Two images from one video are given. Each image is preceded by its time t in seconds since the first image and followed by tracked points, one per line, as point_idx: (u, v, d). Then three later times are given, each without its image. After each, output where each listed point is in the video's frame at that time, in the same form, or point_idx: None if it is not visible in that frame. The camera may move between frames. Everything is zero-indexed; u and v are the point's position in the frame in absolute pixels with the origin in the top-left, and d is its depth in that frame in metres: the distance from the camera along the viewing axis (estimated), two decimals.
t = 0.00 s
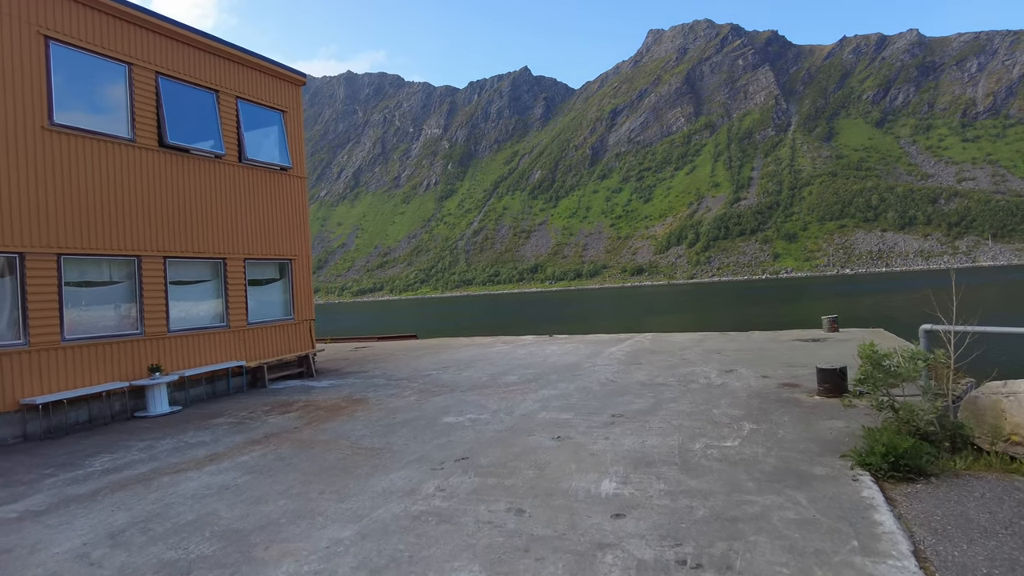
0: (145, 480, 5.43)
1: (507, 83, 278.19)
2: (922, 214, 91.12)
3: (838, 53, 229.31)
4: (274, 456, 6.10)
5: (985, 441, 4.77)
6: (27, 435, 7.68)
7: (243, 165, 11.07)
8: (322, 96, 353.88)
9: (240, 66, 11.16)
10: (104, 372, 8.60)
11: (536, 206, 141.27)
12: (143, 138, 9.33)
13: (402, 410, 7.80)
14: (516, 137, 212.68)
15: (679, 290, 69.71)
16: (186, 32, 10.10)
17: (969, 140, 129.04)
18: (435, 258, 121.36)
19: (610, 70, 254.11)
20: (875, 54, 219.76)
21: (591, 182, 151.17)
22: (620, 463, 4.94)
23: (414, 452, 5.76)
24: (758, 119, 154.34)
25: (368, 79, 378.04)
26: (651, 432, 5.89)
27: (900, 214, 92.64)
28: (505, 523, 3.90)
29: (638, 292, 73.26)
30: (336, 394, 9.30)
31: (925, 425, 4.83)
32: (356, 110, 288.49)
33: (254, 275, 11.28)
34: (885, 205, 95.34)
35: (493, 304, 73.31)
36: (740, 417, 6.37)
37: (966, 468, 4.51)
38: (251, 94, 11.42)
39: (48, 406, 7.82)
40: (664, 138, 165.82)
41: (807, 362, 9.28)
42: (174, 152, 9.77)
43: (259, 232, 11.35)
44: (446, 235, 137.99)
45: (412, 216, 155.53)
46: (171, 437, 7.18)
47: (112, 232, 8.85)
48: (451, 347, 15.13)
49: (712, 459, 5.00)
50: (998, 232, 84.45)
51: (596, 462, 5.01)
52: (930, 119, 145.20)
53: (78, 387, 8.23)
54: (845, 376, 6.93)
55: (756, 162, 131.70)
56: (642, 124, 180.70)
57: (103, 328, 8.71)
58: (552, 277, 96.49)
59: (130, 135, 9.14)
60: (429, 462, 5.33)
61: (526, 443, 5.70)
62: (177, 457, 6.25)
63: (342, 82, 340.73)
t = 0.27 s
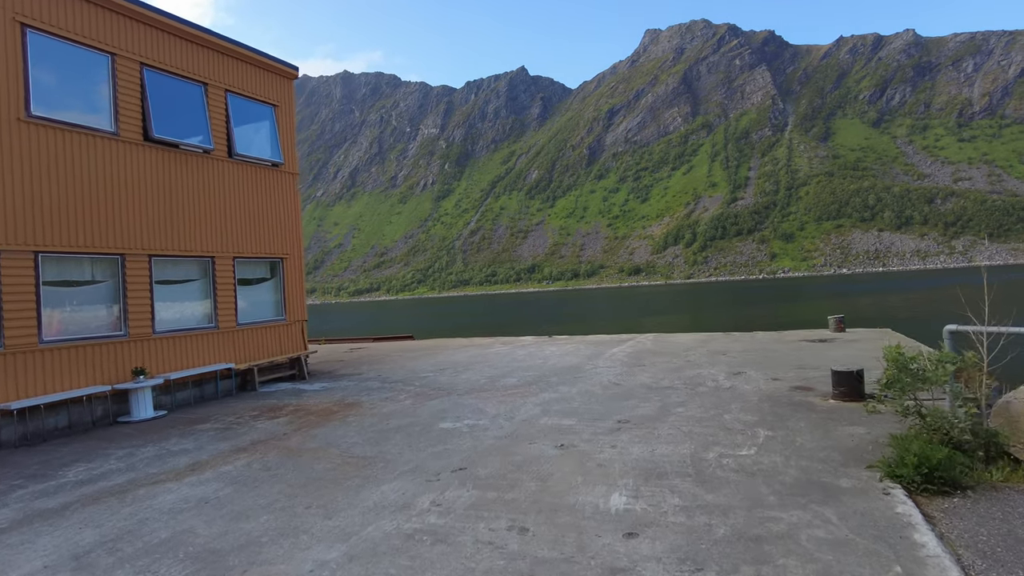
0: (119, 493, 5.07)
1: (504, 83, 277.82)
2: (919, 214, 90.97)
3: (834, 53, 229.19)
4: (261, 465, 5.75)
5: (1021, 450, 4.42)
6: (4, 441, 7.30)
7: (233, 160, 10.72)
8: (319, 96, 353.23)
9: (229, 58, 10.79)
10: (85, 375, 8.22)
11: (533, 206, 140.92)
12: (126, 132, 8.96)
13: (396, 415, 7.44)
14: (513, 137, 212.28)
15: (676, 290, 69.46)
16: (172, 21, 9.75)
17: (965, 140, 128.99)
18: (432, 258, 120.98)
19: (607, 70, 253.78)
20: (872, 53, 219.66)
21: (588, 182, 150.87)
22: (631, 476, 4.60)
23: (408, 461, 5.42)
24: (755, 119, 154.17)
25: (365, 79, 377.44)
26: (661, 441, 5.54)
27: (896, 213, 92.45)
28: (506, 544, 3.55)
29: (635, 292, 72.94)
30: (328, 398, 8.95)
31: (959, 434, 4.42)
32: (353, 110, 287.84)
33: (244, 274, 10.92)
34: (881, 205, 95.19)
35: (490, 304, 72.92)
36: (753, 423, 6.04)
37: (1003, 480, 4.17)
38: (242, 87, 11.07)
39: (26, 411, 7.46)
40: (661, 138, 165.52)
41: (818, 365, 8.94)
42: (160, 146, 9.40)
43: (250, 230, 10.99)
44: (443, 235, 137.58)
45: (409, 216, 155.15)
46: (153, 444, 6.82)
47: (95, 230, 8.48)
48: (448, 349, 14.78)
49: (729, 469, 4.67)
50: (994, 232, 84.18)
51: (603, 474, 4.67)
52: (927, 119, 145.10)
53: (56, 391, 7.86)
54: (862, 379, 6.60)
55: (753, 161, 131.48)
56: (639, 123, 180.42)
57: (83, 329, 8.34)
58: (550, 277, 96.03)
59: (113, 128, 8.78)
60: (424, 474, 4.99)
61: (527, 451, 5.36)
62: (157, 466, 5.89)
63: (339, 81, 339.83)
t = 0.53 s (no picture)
0: (84, 517, 4.62)
1: (500, 83, 277.57)
2: (915, 213, 90.66)
3: (830, 53, 229.27)
4: (243, 482, 5.32)
5: None
6: None
7: (221, 157, 10.30)
8: (315, 97, 352.09)
9: (216, 49, 10.39)
10: (62, 383, 7.78)
11: (530, 207, 140.41)
12: (107, 127, 8.53)
13: (388, 424, 7.05)
14: (509, 137, 211.76)
15: (673, 290, 69.07)
16: (155, 12, 9.31)
17: (961, 140, 128.85)
18: (429, 258, 120.24)
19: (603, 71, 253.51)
20: (868, 52, 219.54)
21: (585, 182, 150.53)
22: (648, 501, 4.17)
23: (401, 479, 5.00)
24: (752, 118, 153.97)
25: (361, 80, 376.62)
26: (675, 453, 5.15)
27: (893, 212, 92.21)
28: None
29: (632, 292, 72.53)
30: (319, 405, 8.54)
31: (1008, 450, 3.97)
32: (349, 110, 287.04)
33: (233, 276, 10.52)
34: (878, 204, 95.03)
35: (487, 304, 72.29)
36: (772, 434, 5.62)
37: None
38: (230, 80, 10.67)
39: None
40: (658, 138, 165.23)
41: (831, 369, 8.55)
42: (143, 141, 8.97)
43: (239, 229, 10.57)
44: (440, 235, 137.04)
45: (406, 216, 154.47)
46: (130, 457, 6.37)
47: (73, 230, 8.07)
48: (444, 352, 14.38)
49: (752, 489, 4.26)
50: (990, 231, 83.80)
51: (615, 495, 4.27)
52: (923, 118, 145.17)
53: (30, 401, 7.40)
54: (884, 385, 6.19)
55: (750, 161, 131.16)
56: (635, 123, 180.10)
57: (59, 336, 7.88)
58: (547, 277, 95.52)
59: (93, 123, 8.35)
60: (418, 493, 4.58)
61: (531, 468, 4.96)
62: (130, 483, 5.44)
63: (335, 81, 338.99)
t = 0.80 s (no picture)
0: (51, 538, 4.24)
1: (499, 82, 276.96)
2: (914, 212, 90.28)
3: (829, 51, 228.81)
4: (229, 497, 4.94)
5: None
6: None
7: (212, 152, 9.90)
8: (314, 95, 351.14)
9: (206, 40, 9.99)
10: (43, 389, 7.39)
11: (528, 206, 139.86)
12: (92, 120, 8.14)
13: (385, 433, 6.66)
14: (508, 136, 211.21)
15: (672, 289, 68.51)
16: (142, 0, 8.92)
17: (959, 139, 128.43)
18: (428, 257, 119.66)
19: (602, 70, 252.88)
20: (867, 51, 218.98)
21: (584, 181, 149.95)
22: (670, 522, 3.81)
23: (399, 496, 4.63)
24: (751, 117, 153.47)
25: (360, 79, 375.79)
26: (694, 467, 4.78)
27: (891, 211, 91.79)
28: None
29: (631, 291, 71.98)
30: (314, 411, 8.15)
31: None
32: (348, 109, 286.34)
33: (225, 276, 10.12)
34: (876, 203, 94.72)
35: (486, 303, 71.75)
36: (796, 445, 5.24)
37: None
38: (221, 73, 10.28)
39: None
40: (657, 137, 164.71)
41: (850, 373, 8.14)
42: (129, 136, 8.58)
43: (231, 227, 10.17)
44: (439, 234, 136.49)
45: (404, 215, 153.91)
46: (112, 468, 5.99)
47: (55, 230, 7.69)
48: (444, 353, 13.99)
49: (783, 509, 3.89)
50: (989, 230, 83.42)
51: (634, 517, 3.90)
52: (922, 117, 144.77)
53: (8, 408, 7.01)
54: (914, 392, 5.80)
55: (749, 160, 130.71)
56: (634, 122, 179.65)
57: (39, 339, 7.48)
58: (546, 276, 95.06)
59: (75, 115, 7.95)
60: (416, 513, 4.22)
61: (539, 484, 4.60)
62: (108, 498, 5.05)
63: (334, 80, 337.95)
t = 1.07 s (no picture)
0: (16, 570, 3.85)
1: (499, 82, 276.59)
2: (913, 213, 90.00)
3: (828, 52, 228.57)
4: (215, 519, 4.54)
5: None
6: None
7: (205, 149, 9.52)
8: (314, 95, 350.59)
9: (199, 31, 9.60)
10: (23, 398, 7.01)
11: (528, 206, 139.46)
12: (77, 113, 7.77)
13: (383, 444, 6.30)
14: (508, 136, 210.86)
15: (672, 289, 68.10)
16: None
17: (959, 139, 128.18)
18: (428, 257, 119.12)
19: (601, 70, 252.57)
20: (866, 51, 218.72)
21: (583, 181, 149.53)
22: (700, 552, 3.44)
23: (399, 519, 4.26)
24: (751, 118, 153.13)
25: (359, 79, 375.15)
26: (720, 488, 4.40)
27: (891, 212, 91.52)
28: None
29: (630, 291, 71.55)
30: (309, 420, 7.77)
31: None
32: (347, 109, 285.76)
33: (218, 277, 9.74)
34: (876, 204, 94.50)
35: (485, 303, 71.33)
36: (825, 462, 4.84)
37: None
38: (214, 65, 9.88)
39: None
40: (656, 137, 164.39)
41: (870, 380, 7.76)
42: (118, 130, 8.21)
43: (223, 227, 9.78)
44: (439, 234, 136.05)
45: (403, 215, 153.44)
46: (91, 483, 5.60)
47: (40, 227, 7.32)
48: (445, 356, 13.59)
49: (823, 538, 3.52)
50: (988, 230, 83.13)
51: (657, 546, 3.54)
52: (921, 117, 144.61)
53: None
54: (949, 403, 5.42)
55: (748, 160, 130.40)
56: (633, 123, 179.33)
57: (19, 342, 7.10)
58: (545, 276, 94.60)
59: (60, 108, 7.59)
60: (418, 540, 3.85)
61: (551, 506, 4.23)
62: (81, 521, 4.66)
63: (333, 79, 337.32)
